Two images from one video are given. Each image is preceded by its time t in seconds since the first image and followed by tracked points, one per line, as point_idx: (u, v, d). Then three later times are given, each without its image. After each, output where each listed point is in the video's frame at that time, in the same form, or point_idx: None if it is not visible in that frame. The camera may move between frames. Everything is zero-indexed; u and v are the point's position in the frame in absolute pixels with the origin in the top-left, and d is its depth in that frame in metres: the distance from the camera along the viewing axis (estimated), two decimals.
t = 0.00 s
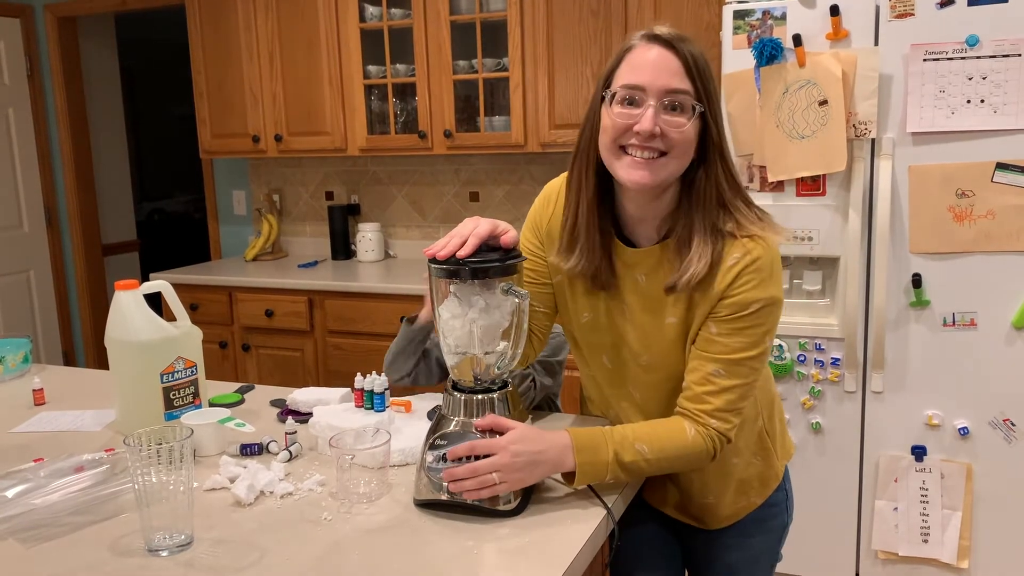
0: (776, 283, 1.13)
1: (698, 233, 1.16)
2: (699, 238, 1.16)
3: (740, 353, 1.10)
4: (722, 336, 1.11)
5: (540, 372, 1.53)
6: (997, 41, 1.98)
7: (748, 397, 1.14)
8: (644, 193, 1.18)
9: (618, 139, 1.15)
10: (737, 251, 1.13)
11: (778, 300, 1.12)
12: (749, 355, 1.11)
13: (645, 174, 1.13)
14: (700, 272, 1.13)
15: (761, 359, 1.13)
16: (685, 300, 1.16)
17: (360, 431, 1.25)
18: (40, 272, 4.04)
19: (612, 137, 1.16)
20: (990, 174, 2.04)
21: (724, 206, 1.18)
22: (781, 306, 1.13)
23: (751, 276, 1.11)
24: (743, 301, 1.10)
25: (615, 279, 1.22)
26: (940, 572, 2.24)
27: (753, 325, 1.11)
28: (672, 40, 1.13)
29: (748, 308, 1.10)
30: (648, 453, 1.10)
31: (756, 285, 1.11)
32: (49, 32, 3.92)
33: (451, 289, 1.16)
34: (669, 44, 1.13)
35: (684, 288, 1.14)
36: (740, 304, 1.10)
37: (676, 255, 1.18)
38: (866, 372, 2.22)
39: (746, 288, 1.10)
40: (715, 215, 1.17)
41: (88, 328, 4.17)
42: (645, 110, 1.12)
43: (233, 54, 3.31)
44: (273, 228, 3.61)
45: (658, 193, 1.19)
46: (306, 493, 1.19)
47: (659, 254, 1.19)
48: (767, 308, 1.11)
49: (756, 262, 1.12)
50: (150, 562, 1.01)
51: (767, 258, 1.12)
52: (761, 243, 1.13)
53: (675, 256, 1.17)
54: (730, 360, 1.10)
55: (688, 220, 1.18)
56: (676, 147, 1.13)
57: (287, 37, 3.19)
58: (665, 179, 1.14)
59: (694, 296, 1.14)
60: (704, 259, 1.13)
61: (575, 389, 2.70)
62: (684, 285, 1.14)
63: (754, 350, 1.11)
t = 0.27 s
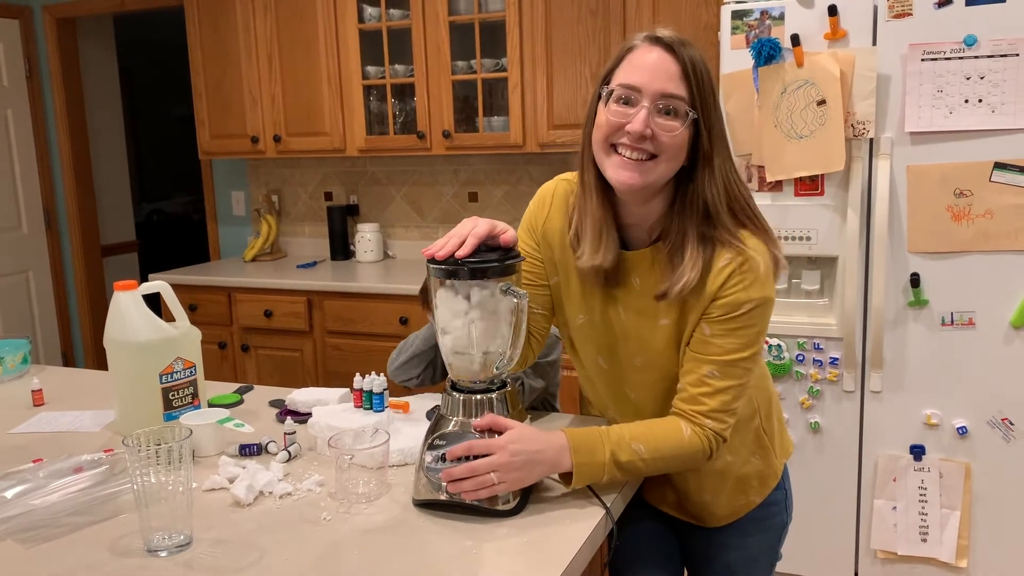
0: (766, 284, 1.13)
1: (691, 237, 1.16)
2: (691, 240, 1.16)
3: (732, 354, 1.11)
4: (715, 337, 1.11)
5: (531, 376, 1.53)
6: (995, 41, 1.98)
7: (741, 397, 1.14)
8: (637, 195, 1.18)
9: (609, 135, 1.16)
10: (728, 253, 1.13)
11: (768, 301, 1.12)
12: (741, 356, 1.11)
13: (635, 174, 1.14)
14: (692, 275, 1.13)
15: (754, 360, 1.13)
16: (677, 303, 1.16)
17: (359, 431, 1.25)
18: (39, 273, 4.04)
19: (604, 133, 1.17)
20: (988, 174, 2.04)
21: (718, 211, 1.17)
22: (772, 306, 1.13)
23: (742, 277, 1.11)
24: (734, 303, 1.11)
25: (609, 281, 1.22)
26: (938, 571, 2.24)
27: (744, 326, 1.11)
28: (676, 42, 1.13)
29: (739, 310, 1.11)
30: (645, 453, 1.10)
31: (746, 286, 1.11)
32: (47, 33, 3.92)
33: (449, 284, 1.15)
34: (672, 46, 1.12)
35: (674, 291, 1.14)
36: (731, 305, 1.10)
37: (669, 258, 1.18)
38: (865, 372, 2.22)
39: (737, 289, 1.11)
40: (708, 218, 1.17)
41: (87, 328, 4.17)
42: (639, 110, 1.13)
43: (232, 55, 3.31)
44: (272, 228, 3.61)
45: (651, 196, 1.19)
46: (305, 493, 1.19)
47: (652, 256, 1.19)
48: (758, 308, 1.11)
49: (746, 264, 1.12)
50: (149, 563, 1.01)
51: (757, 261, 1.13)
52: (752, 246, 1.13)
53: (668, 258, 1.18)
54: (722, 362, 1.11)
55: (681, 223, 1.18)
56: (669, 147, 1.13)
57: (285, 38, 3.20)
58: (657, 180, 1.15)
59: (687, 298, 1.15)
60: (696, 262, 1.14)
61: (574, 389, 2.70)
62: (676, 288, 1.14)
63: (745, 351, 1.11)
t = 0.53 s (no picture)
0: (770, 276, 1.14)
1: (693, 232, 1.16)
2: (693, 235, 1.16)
3: (735, 343, 1.12)
4: (718, 326, 1.13)
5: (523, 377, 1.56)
6: (993, 41, 1.99)
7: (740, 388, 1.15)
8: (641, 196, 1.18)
9: (612, 145, 1.16)
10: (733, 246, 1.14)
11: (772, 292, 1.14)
12: (743, 345, 1.12)
13: (638, 181, 1.14)
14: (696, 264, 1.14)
15: (754, 350, 1.14)
16: (681, 294, 1.17)
17: (358, 432, 1.25)
18: (38, 274, 4.04)
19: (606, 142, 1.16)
20: (986, 174, 2.04)
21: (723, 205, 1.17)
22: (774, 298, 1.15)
23: (746, 267, 1.13)
24: (739, 293, 1.12)
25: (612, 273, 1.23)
26: (937, 571, 2.24)
27: (748, 316, 1.12)
28: (671, 42, 1.09)
29: (743, 299, 1.12)
30: (642, 449, 1.10)
31: (751, 276, 1.12)
32: (46, 34, 3.92)
33: (445, 284, 1.14)
34: (663, 47, 1.09)
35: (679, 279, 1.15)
36: (736, 295, 1.12)
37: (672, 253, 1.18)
38: (863, 372, 2.22)
39: (741, 279, 1.12)
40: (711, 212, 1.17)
41: (86, 329, 4.17)
42: (639, 122, 1.12)
43: (231, 56, 3.31)
44: (271, 229, 3.61)
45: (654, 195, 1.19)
46: (304, 494, 1.19)
47: (656, 248, 1.19)
48: (762, 299, 1.13)
49: (751, 256, 1.14)
50: (148, 564, 1.01)
51: (763, 254, 1.14)
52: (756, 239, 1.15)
53: (671, 249, 1.18)
54: (724, 350, 1.12)
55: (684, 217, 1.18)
56: (672, 152, 1.12)
57: (284, 39, 3.20)
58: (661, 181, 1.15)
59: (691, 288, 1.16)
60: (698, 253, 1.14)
61: (572, 389, 2.71)
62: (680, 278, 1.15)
63: (748, 340, 1.13)
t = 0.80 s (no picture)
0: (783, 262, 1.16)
1: (708, 222, 1.15)
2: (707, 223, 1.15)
3: (744, 320, 1.13)
4: (728, 301, 1.14)
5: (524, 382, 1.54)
6: (991, 42, 1.99)
7: (743, 369, 1.16)
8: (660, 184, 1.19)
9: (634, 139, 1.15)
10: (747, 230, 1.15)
11: (783, 276, 1.15)
12: (752, 323, 1.14)
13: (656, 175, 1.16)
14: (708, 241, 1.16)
15: (761, 330, 1.15)
16: (692, 272, 1.18)
17: (357, 433, 1.25)
18: (37, 275, 4.04)
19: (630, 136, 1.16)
20: (985, 175, 2.04)
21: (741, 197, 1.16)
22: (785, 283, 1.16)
23: (760, 248, 1.14)
24: (750, 271, 1.14)
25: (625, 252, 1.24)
26: (935, 572, 2.24)
27: (758, 295, 1.14)
28: (689, 42, 1.06)
29: (755, 277, 1.13)
30: (639, 439, 1.09)
31: (763, 257, 1.14)
32: (45, 35, 3.92)
33: (443, 287, 1.14)
34: (679, 46, 1.06)
35: (693, 255, 1.17)
36: (748, 273, 1.13)
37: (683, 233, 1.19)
38: (862, 373, 2.22)
39: (754, 257, 1.14)
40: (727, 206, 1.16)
41: (85, 330, 4.17)
42: (658, 125, 1.10)
43: (230, 57, 3.31)
44: (270, 230, 3.61)
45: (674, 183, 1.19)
46: (302, 495, 1.19)
47: (669, 227, 1.20)
48: (773, 281, 1.14)
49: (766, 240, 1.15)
50: (146, 566, 1.01)
51: (776, 242, 1.15)
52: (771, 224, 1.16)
53: (683, 229, 1.19)
54: (732, 325, 1.13)
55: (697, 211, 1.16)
56: (694, 150, 1.11)
57: (283, 40, 3.20)
58: (679, 172, 1.15)
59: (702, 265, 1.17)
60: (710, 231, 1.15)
61: (571, 391, 2.71)
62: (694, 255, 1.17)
63: (757, 319, 1.14)
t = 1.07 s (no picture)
0: (794, 248, 1.17)
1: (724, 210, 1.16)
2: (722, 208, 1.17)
3: (751, 296, 1.14)
4: (735, 278, 1.14)
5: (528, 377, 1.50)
6: (990, 45, 1.99)
7: (745, 345, 1.15)
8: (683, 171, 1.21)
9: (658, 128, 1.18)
10: (759, 216, 1.16)
11: (792, 260, 1.17)
12: (759, 300, 1.14)
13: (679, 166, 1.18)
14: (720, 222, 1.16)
15: (767, 309, 1.16)
16: (704, 252, 1.19)
17: (356, 435, 1.25)
18: (36, 276, 4.03)
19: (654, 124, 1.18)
20: (983, 178, 2.05)
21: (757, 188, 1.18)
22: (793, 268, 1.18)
23: (770, 233, 1.15)
24: (759, 252, 1.15)
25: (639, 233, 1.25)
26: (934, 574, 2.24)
27: (766, 275, 1.15)
28: (715, 39, 1.07)
29: (764, 256, 1.14)
30: (635, 423, 1.07)
31: (773, 240, 1.15)
32: (44, 36, 3.92)
33: (443, 288, 1.14)
34: (706, 42, 1.08)
35: (705, 236, 1.18)
36: (757, 253, 1.14)
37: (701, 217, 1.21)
38: (862, 374, 2.22)
39: (763, 238, 1.15)
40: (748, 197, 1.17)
41: (84, 331, 4.17)
42: (681, 118, 1.12)
43: (229, 58, 3.31)
44: (269, 232, 3.61)
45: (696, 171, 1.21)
46: (301, 497, 1.19)
47: (686, 210, 1.22)
48: (781, 263, 1.15)
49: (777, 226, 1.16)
50: (145, 568, 1.01)
51: (789, 231, 1.16)
52: (784, 212, 1.17)
53: (699, 212, 1.21)
54: (737, 298, 1.13)
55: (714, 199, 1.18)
56: (716, 143, 1.14)
57: (283, 41, 3.20)
58: (699, 161, 1.18)
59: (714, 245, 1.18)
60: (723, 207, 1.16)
61: (571, 393, 2.71)
62: (705, 237, 1.18)
63: (764, 297, 1.15)
